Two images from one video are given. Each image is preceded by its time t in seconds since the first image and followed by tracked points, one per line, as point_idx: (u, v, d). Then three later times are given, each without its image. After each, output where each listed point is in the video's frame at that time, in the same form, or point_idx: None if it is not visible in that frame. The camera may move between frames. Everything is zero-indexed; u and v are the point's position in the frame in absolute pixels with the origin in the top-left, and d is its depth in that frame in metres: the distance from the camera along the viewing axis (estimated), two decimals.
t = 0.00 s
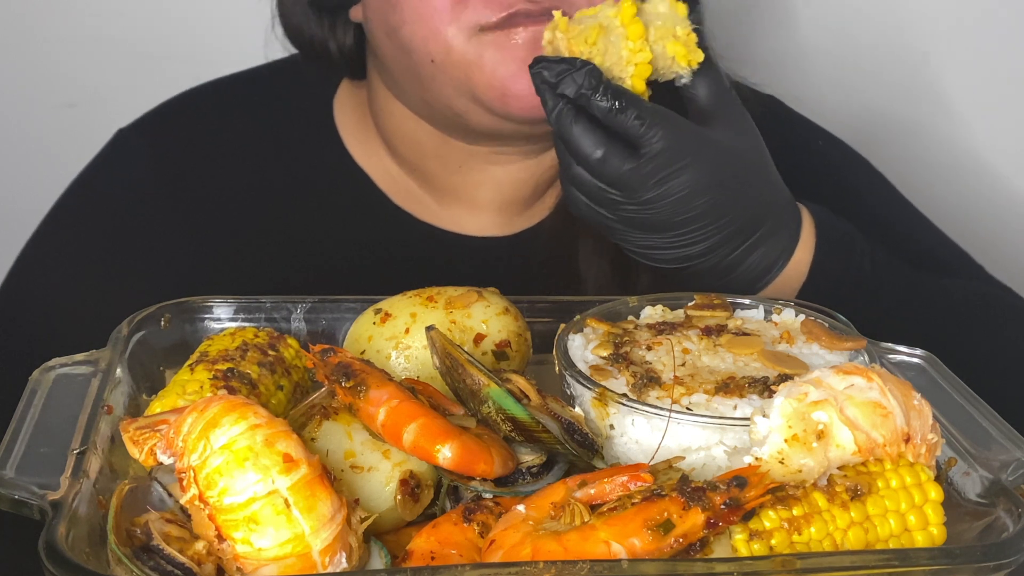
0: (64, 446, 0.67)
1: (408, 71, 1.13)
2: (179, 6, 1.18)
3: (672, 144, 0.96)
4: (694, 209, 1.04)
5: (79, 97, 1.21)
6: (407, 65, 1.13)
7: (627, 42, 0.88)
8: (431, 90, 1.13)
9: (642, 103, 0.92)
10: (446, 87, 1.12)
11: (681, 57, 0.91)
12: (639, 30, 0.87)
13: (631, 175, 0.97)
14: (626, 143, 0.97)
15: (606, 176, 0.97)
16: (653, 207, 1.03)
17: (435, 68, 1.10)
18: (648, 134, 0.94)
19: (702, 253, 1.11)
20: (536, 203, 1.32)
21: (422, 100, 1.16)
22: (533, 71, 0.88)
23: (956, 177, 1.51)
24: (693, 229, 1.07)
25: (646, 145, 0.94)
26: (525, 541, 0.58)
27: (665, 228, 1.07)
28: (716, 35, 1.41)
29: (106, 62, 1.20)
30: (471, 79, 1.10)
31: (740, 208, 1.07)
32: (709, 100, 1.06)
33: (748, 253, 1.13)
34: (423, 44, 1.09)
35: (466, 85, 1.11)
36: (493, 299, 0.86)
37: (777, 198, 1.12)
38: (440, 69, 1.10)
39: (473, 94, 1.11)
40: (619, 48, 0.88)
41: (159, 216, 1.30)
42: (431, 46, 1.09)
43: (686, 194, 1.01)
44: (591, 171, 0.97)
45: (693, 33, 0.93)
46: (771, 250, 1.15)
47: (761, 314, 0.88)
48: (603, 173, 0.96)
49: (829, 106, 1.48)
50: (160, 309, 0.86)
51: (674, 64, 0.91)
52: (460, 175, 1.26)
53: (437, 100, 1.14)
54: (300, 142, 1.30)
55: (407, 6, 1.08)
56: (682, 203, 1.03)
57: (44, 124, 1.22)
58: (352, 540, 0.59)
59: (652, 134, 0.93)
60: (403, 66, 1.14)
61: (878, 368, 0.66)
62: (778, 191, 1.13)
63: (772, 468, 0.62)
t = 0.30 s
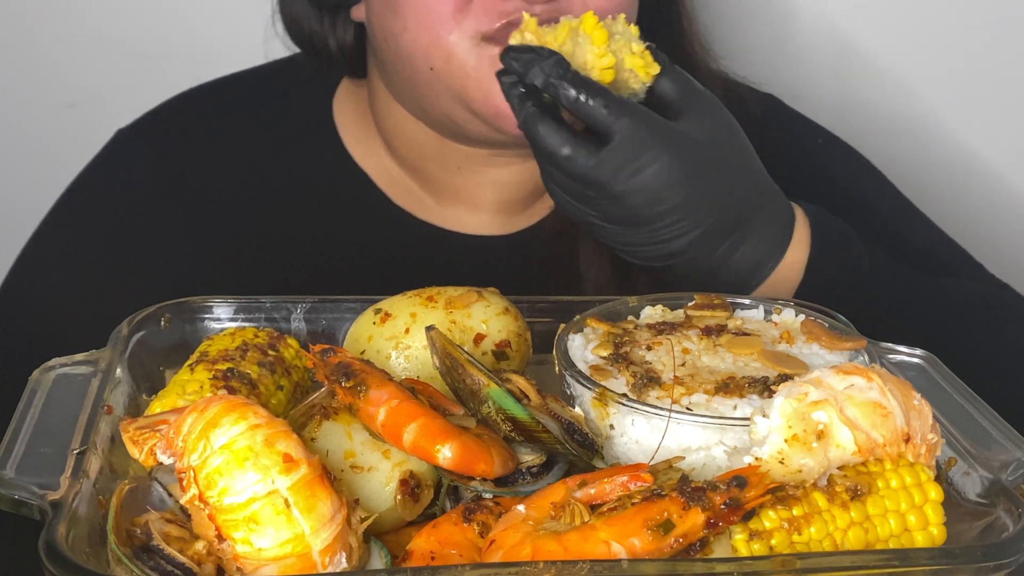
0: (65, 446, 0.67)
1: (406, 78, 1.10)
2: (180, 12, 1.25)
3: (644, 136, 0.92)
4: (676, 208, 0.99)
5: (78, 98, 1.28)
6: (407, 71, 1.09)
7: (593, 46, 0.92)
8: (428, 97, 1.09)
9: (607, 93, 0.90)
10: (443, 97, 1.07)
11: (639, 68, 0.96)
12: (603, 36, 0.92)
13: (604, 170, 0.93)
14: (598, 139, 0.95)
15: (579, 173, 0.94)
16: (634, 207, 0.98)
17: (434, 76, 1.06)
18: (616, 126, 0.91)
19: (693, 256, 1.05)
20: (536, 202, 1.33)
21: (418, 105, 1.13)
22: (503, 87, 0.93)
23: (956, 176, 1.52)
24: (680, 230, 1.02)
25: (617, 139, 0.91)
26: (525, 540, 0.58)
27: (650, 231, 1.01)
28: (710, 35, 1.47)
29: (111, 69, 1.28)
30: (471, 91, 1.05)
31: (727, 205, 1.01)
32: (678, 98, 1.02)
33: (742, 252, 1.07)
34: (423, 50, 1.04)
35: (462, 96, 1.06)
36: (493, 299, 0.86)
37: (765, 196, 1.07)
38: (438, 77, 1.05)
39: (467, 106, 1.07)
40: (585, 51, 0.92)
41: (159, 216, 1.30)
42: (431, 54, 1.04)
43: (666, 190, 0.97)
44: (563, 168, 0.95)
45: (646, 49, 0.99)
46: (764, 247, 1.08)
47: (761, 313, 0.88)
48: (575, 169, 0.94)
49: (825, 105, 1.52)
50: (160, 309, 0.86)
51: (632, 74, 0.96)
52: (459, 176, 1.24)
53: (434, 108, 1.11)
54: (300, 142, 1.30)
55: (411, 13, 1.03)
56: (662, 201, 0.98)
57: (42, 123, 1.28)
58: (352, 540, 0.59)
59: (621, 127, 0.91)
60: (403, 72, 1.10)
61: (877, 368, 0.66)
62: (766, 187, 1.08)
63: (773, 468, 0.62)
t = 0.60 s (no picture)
0: (65, 446, 0.67)
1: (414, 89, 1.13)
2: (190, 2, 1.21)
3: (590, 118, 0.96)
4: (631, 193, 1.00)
5: (78, 97, 1.24)
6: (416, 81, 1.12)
7: (558, 53, 0.98)
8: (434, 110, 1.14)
9: (549, 77, 0.95)
10: (449, 111, 1.13)
11: (609, 70, 1.01)
12: (569, 43, 0.98)
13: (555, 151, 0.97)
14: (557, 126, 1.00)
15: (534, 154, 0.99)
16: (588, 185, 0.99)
17: (446, 89, 1.10)
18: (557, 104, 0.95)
19: (658, 239, 1.03)
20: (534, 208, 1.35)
21: (423, 116, 1.17)
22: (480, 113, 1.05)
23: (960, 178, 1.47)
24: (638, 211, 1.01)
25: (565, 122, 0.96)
26: (525, 540, 0.58)
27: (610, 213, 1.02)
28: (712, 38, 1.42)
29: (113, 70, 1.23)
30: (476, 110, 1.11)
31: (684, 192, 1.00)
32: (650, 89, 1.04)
33: (712, 237, 1.03)
34: (437, 63, 1.08)
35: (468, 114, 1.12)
36: (493, 299, 0.86)
37: (734, 189, 1.04)
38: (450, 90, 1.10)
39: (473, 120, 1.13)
40: (551, 56, 0.98)
41: (159, 216, 1.30)
42: (444, 67, 1.08)
43: (615, 170, 0.98)
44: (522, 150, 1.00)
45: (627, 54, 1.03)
46: (733, 238, 1.04)
47: (761, 313, 0.88)
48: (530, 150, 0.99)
49: (828, 108, 1.47)
50: (160, 309, 0.86)
51: (602, 77, 1.01)
52: (460, 183, 1.27)
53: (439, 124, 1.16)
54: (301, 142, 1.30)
55: (428, 18, 1.05)
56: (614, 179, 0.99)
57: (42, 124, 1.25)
58: (352, 540, 0.59)
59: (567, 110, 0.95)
60: (411, 82, 1.13)
61: (878, 368, 0.66)
62: (740, 184, 1.06)
63: (773, 468, 0.62)
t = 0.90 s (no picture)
0: (65, 446, 0.67)
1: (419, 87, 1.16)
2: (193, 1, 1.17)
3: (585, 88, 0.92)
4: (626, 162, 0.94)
5: (79, 97, 1.21)
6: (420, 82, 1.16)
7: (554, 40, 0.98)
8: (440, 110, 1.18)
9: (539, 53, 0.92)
10: (455, 111, 1.17)
11: (607, 57, 1.00)
12: (563, 30, 0.98)
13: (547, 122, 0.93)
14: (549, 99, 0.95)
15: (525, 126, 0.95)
16: (582, 157, 0.94)
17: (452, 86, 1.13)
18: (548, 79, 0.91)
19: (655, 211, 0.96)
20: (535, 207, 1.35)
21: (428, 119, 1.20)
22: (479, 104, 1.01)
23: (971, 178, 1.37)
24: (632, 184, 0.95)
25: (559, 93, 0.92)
26: (525, 540, 0.58)
27: (604, 186, 0.96)
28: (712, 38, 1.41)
29: (120, 63, 1.19)
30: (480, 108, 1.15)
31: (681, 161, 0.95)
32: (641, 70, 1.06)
33: (707, 211, 0.98)
34: (444, 61, 1.11)
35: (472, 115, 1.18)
36: (493, 299, 0.86)
37: (733, 162, 0.99)
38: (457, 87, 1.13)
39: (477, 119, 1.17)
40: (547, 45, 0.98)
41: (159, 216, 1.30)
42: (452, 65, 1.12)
43: (609, 139, 0.93)
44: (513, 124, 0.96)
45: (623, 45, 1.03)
46: (731, 212, 0.99)
47: (761, 313, 0.88)
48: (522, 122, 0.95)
49: (832, 106, 1.33)
50: (160, 309, 0.86)
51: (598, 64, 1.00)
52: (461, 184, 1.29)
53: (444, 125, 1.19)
54: (301, 142, 1.29)
55: (432, 15, 1.09)
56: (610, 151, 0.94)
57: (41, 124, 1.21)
58: (352, 540, 0.59)
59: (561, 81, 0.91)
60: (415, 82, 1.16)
61: (878, 368, 0.66)
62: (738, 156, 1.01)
63: (773, 468, 0.62)
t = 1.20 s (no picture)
0: (65, 446, 0.67)
1: (420, 87, 1.09)
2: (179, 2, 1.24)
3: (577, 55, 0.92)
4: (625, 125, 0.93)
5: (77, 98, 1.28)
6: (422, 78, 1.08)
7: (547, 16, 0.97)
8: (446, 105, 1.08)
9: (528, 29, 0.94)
10: (462, 105, 1.07)
11: (601, 31, 0.99)
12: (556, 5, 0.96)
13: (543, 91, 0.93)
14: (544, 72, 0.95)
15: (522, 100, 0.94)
16: (582, 125, 0.93)
17: (452, 83, 1.05)
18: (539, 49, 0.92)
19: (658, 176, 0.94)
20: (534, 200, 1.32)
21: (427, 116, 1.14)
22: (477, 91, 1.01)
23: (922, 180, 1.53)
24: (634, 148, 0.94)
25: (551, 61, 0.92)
26: (525, 541, 0.58)
27: (607, 154, 0.94)
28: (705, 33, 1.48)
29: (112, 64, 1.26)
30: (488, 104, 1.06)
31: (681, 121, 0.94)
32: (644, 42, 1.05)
33: (715, 173, 0.95)
34: (440, 56, 1.03)
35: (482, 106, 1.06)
36: (493, 299, 0.86)
37: (736, 121, 0.98)
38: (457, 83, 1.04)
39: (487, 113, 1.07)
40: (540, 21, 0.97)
41: (159, 217, 1.30)
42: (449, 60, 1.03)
43: (606, 105, 0.92)
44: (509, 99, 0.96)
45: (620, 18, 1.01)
46: (736, 174, 0.97)
47: (761, 314, 0.88)
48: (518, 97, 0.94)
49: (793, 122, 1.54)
50: (160, 309, 0.86)
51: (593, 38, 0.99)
52: (465, 179, 1.24)
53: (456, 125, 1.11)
54: (300, 143, 1.29)
55: (429, 14, 1.01)
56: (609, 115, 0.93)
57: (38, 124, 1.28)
58: (351, 540, 0.59)
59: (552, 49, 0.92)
60: (417, 82, 1.09)
61: (878, 368, 0.66)
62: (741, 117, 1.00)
63: (773, 468, 0.62)
